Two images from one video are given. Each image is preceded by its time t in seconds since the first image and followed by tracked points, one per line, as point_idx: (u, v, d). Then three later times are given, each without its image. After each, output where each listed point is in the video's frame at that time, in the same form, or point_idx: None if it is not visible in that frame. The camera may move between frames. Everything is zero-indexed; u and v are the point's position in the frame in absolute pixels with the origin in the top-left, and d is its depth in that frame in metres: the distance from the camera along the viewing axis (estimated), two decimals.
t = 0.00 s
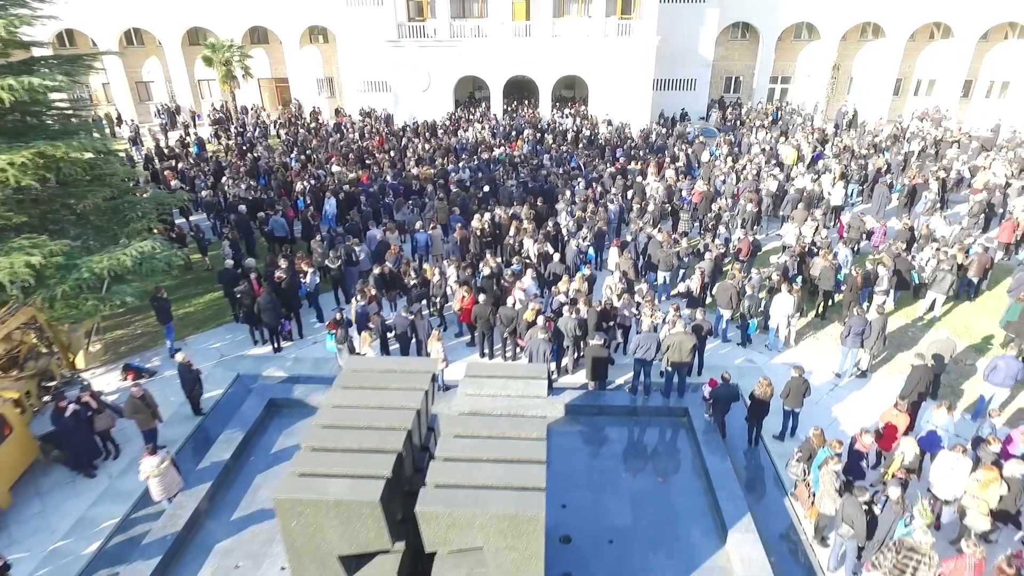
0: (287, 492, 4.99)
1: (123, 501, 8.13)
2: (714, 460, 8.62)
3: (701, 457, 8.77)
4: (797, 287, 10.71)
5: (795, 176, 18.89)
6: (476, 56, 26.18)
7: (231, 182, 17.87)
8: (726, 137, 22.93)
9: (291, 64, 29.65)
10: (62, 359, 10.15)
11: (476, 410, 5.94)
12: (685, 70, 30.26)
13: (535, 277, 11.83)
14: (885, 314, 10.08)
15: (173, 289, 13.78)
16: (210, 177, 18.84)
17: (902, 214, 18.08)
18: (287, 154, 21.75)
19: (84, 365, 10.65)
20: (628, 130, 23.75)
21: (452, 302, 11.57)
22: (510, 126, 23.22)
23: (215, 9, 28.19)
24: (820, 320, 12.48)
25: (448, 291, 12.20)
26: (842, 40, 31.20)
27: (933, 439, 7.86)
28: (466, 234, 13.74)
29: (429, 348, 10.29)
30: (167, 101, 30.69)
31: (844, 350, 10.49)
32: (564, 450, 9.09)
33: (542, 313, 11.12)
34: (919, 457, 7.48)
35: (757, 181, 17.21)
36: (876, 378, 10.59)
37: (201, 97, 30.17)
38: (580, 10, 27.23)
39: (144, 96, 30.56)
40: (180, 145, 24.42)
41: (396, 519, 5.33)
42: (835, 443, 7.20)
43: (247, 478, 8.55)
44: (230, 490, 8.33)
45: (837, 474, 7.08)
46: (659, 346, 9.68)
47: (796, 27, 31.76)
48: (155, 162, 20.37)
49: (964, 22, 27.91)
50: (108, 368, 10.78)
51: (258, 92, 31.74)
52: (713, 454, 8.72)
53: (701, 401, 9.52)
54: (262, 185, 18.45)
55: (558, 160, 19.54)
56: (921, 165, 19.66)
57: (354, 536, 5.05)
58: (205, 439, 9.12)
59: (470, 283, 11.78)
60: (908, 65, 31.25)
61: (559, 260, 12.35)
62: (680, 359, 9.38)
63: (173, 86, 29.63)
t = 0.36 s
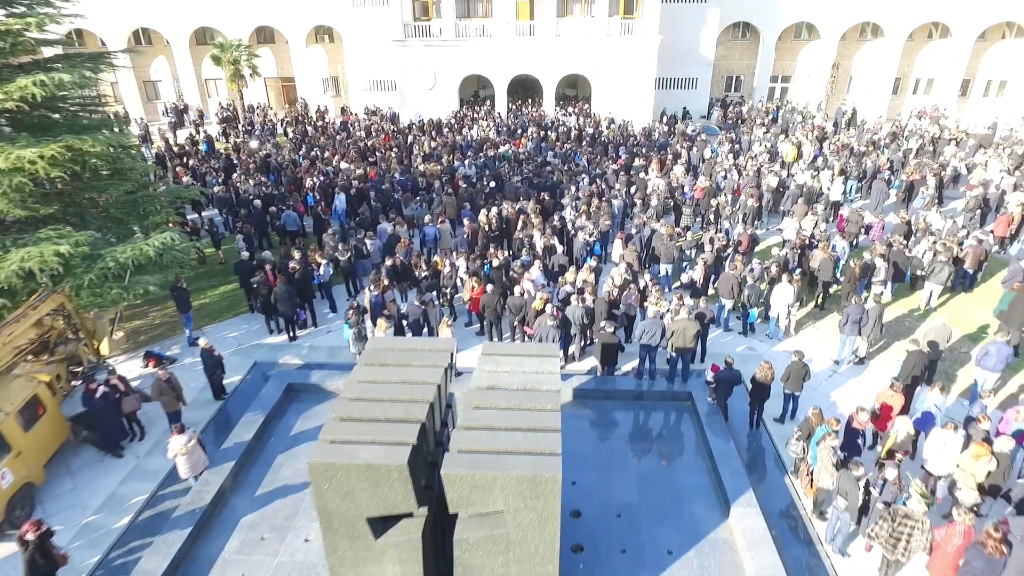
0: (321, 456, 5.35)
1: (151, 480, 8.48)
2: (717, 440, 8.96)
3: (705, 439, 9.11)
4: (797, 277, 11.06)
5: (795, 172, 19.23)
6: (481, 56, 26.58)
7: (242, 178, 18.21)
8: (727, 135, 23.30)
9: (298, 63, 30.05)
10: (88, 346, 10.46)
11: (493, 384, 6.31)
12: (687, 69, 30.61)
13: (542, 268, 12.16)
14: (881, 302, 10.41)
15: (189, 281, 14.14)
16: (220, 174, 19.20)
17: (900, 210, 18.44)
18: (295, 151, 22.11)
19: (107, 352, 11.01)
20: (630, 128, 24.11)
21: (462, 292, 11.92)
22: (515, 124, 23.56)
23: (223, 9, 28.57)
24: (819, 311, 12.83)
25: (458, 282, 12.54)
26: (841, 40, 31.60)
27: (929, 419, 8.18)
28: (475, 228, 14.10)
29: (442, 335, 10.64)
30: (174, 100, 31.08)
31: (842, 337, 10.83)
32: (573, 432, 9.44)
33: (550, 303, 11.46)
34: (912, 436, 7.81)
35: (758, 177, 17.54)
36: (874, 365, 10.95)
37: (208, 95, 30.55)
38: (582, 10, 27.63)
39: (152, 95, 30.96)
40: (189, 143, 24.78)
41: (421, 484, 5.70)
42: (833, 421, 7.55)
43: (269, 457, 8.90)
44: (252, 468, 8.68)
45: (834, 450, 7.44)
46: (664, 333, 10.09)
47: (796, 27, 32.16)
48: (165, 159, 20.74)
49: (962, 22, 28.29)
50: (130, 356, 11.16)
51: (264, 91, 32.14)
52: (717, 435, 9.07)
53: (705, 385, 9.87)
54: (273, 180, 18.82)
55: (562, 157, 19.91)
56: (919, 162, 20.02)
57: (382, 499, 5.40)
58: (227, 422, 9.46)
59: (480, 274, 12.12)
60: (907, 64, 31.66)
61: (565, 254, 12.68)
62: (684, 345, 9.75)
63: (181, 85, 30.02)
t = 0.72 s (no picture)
0: (344, 426, 5.71)
1: (172, 460, 8.83)
2: (717, 423, 9.31)
3: (705, 422, 9.46)
4: (794, 269, 11.41)
5: (793, 169, 19.58)
6: (485, 55, 26.96)
7: (251, 174, 18.56)
8: (726, 133, 23.66)
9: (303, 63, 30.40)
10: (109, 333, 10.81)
11: (504, 363, 6.66)
12: (687, 68, 30.97)
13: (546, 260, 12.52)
14: (875, 292, 10.74)
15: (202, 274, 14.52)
16: (229, 171, 19.55)
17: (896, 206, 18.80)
18: (302, 149, 22.46)
19: (125, 340, 11.38)
20: (631, 126, 24.47)
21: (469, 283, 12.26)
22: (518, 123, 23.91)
23: (229, 9, 28.93)
24: (815, 303, 13.17)
25: (464, 274, 12.90)
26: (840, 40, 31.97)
27: (919, 402, 8.52)
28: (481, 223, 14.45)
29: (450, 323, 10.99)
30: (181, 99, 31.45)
31: (838, 327, 11.17)
32: (578, 415, 9.81)
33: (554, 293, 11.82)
34: (902, 418, 8.14)
35: (757, 174, 17.89)
36: (868, 353, 11.30)
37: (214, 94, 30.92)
38: (584, 10, 27.99)
39: (159, 94, 31.35)
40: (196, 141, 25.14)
41: (437, 454, 6.05)
42: (826, 402, 7.89)
43: (285, 439, 9.26)
44: (270, 449, 9.04)
45: (827, 429, 7.79)
46: (665, 321, 10.49)
47: (796, 27, 32.53)
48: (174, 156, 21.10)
49: (959, 22, 28.66)
50: (148, 345, 11.54)
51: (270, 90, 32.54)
52: (716, 419, 9.41)
53: (704, 372, 10.22)
54: (281, 177, 19.17)
55: (564, 155, 20.27)
56: (915, 159, 20.37)
57: (401, 467, 5.76)
58: (243, 407, 9.81)
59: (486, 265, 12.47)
60: (904, 64, 32.05)
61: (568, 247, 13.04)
62: (684, 332, 10.13)
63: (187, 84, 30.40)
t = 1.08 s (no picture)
0: (363, 401, 6.06)
1: (192, 442, 9.18)
2: (715, 408, 9.66)
3: (704, 407, 9.80)
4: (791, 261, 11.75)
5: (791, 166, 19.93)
6: (487, 55, 27.34)
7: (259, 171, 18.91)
8: (726, 131, 24.02)
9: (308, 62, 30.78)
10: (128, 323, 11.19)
11: (513, 344, 7.02)
12: (687, 68, 31.32)
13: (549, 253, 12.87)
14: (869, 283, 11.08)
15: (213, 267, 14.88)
16: (237, 168, 19.90)
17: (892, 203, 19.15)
18: (308, 147, 22.82)
19: (143, 330, 11.74)
20: (632, 125, 24.83)
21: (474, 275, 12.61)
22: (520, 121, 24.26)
23: (235, 9, 29.29)
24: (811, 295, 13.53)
25: (470, 267, 13.25)
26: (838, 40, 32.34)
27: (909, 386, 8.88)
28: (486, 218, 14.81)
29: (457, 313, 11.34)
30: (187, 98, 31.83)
31: (833, 317, 11.52)
32: (581, 401, 10.15)
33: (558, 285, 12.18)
34: (888, 398, 8.45)
35: (755, 171, 18.24)
36: (862, 343, 11.65)
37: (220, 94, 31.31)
38: (585, 11, 28.34)
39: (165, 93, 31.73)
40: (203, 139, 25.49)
41: (450, 429, 6.40)
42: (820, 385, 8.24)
43: (300, 422, 9.62)
44: (285, 432, 9.39)
45: (820, 411, 8.14)
46: (666, 310, 10.84)
47: (794, 27, 32.88)
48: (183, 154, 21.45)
49: (956, 22, 29.02)
50: (164, 334, 11.91)
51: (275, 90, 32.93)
52: (715, 404, 9.76)
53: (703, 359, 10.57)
54: (288, 173, 19.50)
55: (566, 152, 20.63)
56: (911, 156, 20.72)
57: (417, 440, 6.11)
58: (258, 393, 10.16)
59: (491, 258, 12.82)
60: (901, 64, 32.43)
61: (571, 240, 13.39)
62: (684, 321, 10.48)
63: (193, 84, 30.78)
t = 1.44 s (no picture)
0: (380, 380, 6.40)
1: (209, 426, 9.52)
2: (714, 394, 10.00)
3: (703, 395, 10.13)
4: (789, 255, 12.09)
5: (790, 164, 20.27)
6: (490, 54, 27.71)
7: (267, 168, 19.25)
8: (725, 130, 24.36)
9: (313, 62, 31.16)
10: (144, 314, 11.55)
11: (521, 329, 7.38)
12: (687, 68, 31.67)
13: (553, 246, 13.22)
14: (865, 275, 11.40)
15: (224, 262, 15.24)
16: (245, 165, 20.25)
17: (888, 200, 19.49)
18: (314, 145, 23.19)
19: (158, 321, 12.09)
20: (633, 124, 25.18)
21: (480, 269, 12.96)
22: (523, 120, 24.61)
23: (241, 9, 29.65)
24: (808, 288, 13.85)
25: (476, 260, 13.61)
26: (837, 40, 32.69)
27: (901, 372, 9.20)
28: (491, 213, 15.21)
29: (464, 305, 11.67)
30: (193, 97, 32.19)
31: (829, 308, 11.84)
32: (584, 389, 10.49)
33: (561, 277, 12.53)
34: (878, 381, 8.75)
35: (754, 168, 18.59)
36: (858, 334, 11.97)
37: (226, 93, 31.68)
38: (587, 11, 28.71)
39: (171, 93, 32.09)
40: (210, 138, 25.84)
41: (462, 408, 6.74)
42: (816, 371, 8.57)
43: (313, 408, 9.95)
44: (300, 418, 9.73)
45: (816, 396, 8.47)
46: (666, 301, 11.19)
47: (793, 28, 33.22)
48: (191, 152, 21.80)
49: (953, 22, 29.37)
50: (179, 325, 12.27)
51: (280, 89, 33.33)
52: (714, 391, 10.09)
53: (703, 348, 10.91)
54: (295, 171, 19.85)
55: (568, 150, 20.98)
56: (908, 154, 21.05)
57: (430, 417, 6.45)
58: (272, 381, 10.48)
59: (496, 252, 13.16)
60: (899, 64, 32.78)
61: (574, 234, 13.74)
62: (684, 311, 10.82)
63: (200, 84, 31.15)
